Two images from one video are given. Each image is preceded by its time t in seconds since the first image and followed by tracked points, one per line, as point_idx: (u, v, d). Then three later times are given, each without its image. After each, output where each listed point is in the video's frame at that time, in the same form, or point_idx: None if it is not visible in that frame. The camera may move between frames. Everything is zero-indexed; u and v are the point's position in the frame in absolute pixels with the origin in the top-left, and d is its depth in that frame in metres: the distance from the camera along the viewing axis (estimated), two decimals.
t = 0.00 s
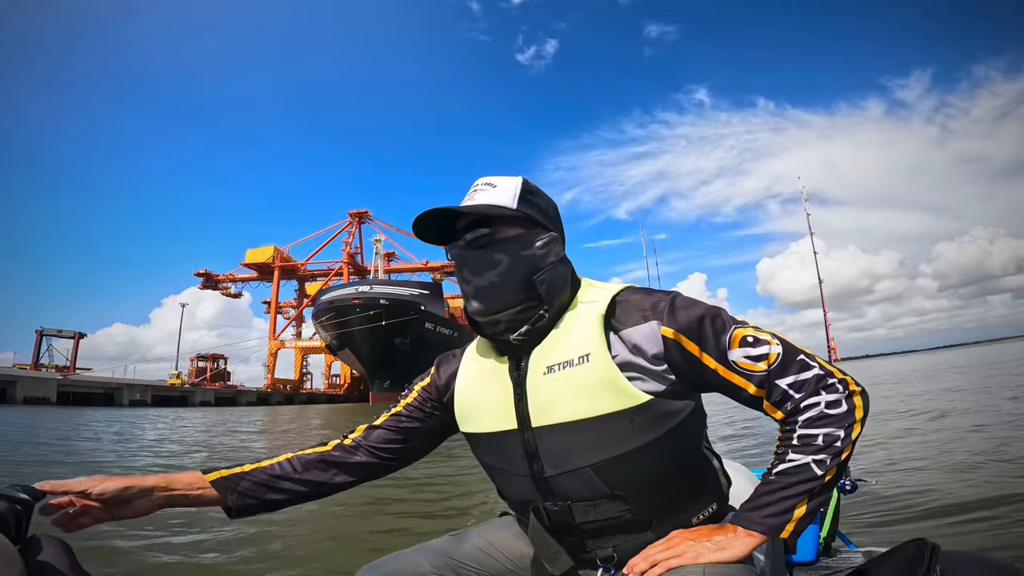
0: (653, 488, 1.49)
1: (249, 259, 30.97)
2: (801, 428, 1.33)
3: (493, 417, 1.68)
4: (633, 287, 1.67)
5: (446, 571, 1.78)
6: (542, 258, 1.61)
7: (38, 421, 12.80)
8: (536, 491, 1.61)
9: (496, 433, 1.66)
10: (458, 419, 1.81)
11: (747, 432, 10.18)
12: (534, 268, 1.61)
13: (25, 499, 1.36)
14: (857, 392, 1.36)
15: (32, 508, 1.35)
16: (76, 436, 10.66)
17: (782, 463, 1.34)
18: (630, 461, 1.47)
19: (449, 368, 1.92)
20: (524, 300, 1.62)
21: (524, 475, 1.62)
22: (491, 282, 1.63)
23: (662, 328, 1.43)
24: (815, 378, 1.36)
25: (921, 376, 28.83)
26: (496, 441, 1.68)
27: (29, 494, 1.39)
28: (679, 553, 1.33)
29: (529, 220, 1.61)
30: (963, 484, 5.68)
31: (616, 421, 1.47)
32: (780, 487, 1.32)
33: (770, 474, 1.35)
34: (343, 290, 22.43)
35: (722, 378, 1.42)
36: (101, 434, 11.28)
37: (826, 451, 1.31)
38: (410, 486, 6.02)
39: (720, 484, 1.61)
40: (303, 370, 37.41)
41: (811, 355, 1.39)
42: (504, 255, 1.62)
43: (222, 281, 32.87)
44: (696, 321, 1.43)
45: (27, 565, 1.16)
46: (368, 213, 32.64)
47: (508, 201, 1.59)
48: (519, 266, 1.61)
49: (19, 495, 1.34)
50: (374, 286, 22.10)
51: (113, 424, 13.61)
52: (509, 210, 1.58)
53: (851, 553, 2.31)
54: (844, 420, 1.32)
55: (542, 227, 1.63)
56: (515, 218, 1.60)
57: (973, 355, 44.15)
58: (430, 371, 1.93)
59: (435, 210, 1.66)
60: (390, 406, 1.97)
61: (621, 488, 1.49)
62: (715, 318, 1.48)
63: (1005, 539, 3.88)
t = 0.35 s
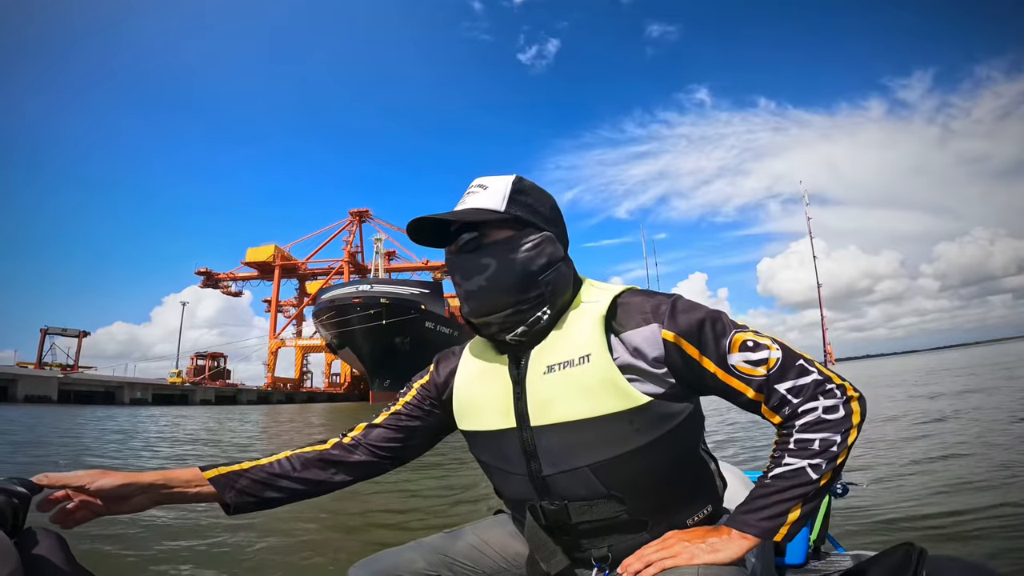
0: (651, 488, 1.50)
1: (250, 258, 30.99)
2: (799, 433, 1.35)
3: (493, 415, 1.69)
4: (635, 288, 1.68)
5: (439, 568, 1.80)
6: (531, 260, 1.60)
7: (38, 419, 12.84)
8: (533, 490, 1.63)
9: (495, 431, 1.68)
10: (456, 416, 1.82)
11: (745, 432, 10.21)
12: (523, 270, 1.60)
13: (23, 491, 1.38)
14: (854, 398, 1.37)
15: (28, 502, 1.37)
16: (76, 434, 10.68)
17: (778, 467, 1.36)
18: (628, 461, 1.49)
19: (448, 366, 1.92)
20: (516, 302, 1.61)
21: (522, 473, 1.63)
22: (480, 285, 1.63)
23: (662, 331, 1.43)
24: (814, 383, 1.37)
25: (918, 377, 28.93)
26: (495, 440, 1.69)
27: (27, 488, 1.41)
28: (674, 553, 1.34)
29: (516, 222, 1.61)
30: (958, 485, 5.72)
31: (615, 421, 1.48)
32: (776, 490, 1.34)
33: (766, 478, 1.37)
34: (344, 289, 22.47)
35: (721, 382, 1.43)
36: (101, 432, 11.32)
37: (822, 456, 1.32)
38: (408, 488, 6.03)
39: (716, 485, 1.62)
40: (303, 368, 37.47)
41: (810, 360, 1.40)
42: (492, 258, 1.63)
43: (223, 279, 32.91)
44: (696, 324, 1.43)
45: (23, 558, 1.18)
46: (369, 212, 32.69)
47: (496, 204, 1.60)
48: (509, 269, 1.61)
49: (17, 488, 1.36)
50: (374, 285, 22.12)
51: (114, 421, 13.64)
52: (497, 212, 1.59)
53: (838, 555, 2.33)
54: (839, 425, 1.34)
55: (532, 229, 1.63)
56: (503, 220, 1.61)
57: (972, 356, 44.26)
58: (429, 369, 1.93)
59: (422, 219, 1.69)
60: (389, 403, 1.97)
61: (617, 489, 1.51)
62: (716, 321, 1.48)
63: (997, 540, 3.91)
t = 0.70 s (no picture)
0: (665, 500, 1.50)
1: (250, 257, 30.98)
2: (814, 446, 1.34)
3: (509, 425, 1.68)
4: (654, 301, 1.66)
5: None
6: (542, 276, 1.59)
7: (40, 418, 12.86)
8: (546, 500, 1.62)
9: (511, 442, 1.67)
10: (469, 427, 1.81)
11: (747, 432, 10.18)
12: (534, 288, 1.59)
13: (49, 514, 1.39)
14: (870, 415, 1.38)
15: (53, 523, 1.37)
16: (77, 434, 10.68)
17: (791, 479, 1.36)
18: (644, 474, 1.48)
19: (460, 375, 1.91)
20: (529, 319, 1.60)
21: (536, 484, 1.62)
22: (492, 303, 1.62)
23: (685, 349, 1.42)
24: (833, 401, 1.36)
25: (918, 377, 28.92)
26: (509, 450, 1.68)
27: (51, 509, 1.42)
28: (684, 561, 1.31)
29: (529, 237, 1.60)
30: (958, 486, 5.72)
31: (633, 435, 1.47)
32: (787, 502, 1.33)
33: (777, 488, 1.37)
34: (344, 288, 22.45)
35: (739, 399, 1.42)
36: (102, 432, 11.32)
37: (836, 469, 1.32)
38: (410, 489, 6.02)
39: (725, 495, 1.62)
40: (303, 368, 37.50)
41: (829, 378, 1.40)
42: (503, 276, 1.61)
43: (224, 279, 32.96)
44: (718, 342, 1.42)
45: None
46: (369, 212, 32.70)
47: (507, 217, 1.59)
48: (521, 285, 1.59)
49: (42, 510, 1.38)
50: (375, 285, 22.11)
51: (116, 421, 13.66)
52: (508, 226, 1.58)
53: (838, 558, 2.31)
54: (855, 441, 1.34)
55: (544, 243, 1.61)
56: (514, 236, 1.60)
57: (972, 356, 44.26)
58: (441, 378, 1.92)
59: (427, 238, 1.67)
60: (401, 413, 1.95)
61: (633, 500, 1.50)
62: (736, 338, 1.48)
63: (997, 541, 3.92)
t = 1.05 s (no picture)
0: (668, 502, 1.51)
1: (251, 257, 31.03)
2: (819, 448, 1.36)
3: (512, 428, 1.69)
4: (660, 304, 1.68)
5: None
6: (555, 279, 1.61)
7: (42, 419, 12.90)
8: (549, 503, 1.63)
9: (515, 445, 1.68)
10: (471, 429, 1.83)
11: (748, 432, 10.18)
12: (547, 291, 1.61)
13: (49, 527, 1.42)
14: (874, 418, 1.40)
15: (54, 537, 1.40)
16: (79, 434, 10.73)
17: (794, 480, 1.37)
18: (648, 476, 1.49)
19: (461, 377, 1.93)
20: (541, 323, 1.62)
21: (539, 486, 1.63)
22: (504, 307, 1.64)
23: (691, 352, 1.43)
24: (839, 404, 1.38)
25: (919, 376, 28.93)
26: (513, 453, 1.69)
27: (52, 522, 1.44)
28: (684, 562, 1.32)
29: (541, 238, 1.61)
30: (957, 485, 5.74)
31: (638, 438, 1.48)
32: (790, 503, 1.34)
33: (780, 490, 1.38)
34: (344, 289, 22.39)
35: (746, 402, 1.44)
36: (104, 432, 11.34)
37: (839, 471, 1.34)
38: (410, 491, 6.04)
39: (726, 496, 1.63)
40: (304, 368, 37.58)
41: (836, 382, 1.41)
42: (515, 279, 1.63)
43: (225, 279, 33.01)
44: (726, 346, 1.44)
45: None
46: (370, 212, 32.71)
47: (519, 218, 1.60)
48: (533, 288, 1.62)
49: (42, 523, 1.40)
50: (375, 285, 22.12)
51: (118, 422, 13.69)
52: (521, 227, 1.59)
53: (839, 556, 2.33)
54: (860, 444, 1.35)
55: (556, 244, 1.63)
56: (527, 237, 1.61)
57: (973, 356, 44.26)
58: (443, 381, 1.93)
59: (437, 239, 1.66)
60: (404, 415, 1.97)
61: (636, 502, 1.51)
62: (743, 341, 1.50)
63: (995, 540, 3.93)
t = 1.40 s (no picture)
0: (660, 492, 1.51)
1: (252, 257, 31.09)
2: (805, 446, 1.37)
3: (510, 416, 1.70)
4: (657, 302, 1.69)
5: None
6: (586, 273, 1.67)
7: (45, 418, 12.96)
8: (543, 490, 1.63)
9: (513, 432, 1.68)
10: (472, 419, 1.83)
11: (750, 432, 10.19)
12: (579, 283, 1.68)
13: (36, 525, 1.47)
14: (861, 418, 1.41)
15: (38, 534, 1.43)
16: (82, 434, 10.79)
17: (781, 477, 1.38)
18: (640, 465, 1.50)
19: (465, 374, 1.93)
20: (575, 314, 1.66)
21: (534, 474, 1.64)
22: (544, 296, 1.64)
23: (685, 346, 1.46)
24: (824, 403, 1.40)
25: (920, 376, 28.94)
26: (510, 440, 1.69)
27: (36, 520, 1.47)
28: (675, 558, 1.34)
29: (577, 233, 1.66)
30: (955, 485, 5.74)
31: (631, 425, 1.50)
32: (778, 499, 1.36)
33: (769, 487, 1.39)
34: (346, 289, 22.41)
35: (736, 398, 1.45)
36: (107, 432, 11.40)
37: (825, 469, 1.35)
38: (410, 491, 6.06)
39: (719, 493, 1.64)
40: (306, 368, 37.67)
41: (823, 382, 1.43)
42: (556, 270, 1.65)
43: (227, 279, 33.10)
44: (719, 342, 1.46)
45: None
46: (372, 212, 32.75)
47: (556, 212, 1.62)
48: (569, 280, 1.66)
49: (27, 521, 1.43)
50: (377, 284, 22.15)
51: (120, 421, 13.74)
52: (560, 221, 1.61)
53: (829, 554, 2.33)
54: (846, 441, 1.36)
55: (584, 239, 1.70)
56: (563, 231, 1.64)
57: (976, 356, 44.17)
58: (447, 386, 1.93)
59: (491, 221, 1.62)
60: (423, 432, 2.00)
61: (628, 490, 1.52)
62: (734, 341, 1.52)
63: (992, 540, 3.93)
